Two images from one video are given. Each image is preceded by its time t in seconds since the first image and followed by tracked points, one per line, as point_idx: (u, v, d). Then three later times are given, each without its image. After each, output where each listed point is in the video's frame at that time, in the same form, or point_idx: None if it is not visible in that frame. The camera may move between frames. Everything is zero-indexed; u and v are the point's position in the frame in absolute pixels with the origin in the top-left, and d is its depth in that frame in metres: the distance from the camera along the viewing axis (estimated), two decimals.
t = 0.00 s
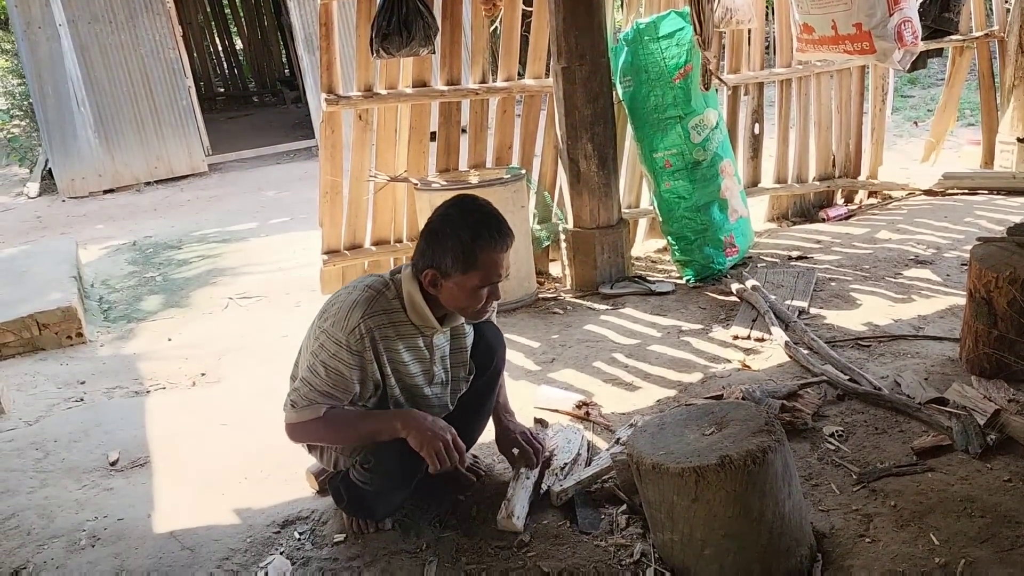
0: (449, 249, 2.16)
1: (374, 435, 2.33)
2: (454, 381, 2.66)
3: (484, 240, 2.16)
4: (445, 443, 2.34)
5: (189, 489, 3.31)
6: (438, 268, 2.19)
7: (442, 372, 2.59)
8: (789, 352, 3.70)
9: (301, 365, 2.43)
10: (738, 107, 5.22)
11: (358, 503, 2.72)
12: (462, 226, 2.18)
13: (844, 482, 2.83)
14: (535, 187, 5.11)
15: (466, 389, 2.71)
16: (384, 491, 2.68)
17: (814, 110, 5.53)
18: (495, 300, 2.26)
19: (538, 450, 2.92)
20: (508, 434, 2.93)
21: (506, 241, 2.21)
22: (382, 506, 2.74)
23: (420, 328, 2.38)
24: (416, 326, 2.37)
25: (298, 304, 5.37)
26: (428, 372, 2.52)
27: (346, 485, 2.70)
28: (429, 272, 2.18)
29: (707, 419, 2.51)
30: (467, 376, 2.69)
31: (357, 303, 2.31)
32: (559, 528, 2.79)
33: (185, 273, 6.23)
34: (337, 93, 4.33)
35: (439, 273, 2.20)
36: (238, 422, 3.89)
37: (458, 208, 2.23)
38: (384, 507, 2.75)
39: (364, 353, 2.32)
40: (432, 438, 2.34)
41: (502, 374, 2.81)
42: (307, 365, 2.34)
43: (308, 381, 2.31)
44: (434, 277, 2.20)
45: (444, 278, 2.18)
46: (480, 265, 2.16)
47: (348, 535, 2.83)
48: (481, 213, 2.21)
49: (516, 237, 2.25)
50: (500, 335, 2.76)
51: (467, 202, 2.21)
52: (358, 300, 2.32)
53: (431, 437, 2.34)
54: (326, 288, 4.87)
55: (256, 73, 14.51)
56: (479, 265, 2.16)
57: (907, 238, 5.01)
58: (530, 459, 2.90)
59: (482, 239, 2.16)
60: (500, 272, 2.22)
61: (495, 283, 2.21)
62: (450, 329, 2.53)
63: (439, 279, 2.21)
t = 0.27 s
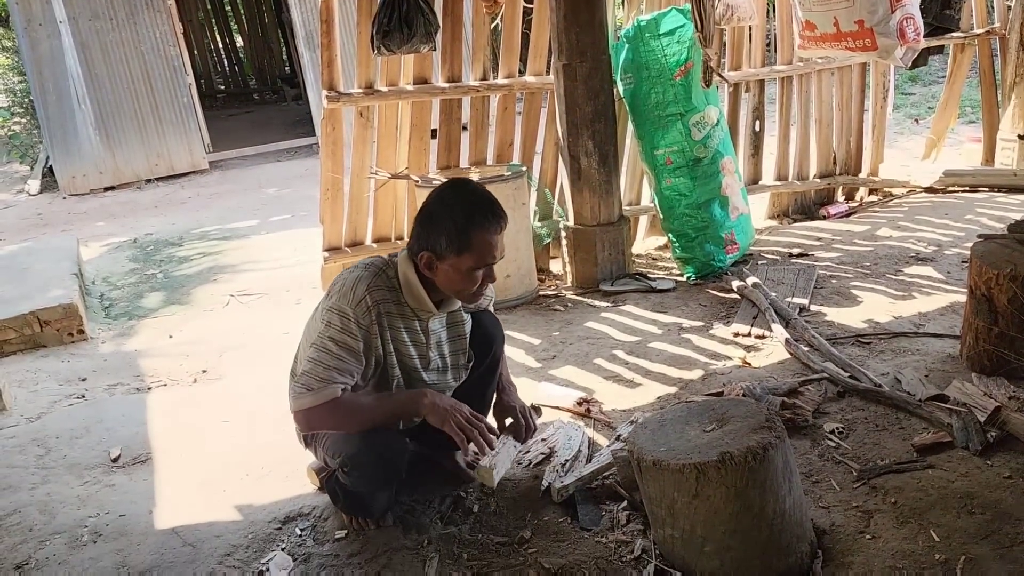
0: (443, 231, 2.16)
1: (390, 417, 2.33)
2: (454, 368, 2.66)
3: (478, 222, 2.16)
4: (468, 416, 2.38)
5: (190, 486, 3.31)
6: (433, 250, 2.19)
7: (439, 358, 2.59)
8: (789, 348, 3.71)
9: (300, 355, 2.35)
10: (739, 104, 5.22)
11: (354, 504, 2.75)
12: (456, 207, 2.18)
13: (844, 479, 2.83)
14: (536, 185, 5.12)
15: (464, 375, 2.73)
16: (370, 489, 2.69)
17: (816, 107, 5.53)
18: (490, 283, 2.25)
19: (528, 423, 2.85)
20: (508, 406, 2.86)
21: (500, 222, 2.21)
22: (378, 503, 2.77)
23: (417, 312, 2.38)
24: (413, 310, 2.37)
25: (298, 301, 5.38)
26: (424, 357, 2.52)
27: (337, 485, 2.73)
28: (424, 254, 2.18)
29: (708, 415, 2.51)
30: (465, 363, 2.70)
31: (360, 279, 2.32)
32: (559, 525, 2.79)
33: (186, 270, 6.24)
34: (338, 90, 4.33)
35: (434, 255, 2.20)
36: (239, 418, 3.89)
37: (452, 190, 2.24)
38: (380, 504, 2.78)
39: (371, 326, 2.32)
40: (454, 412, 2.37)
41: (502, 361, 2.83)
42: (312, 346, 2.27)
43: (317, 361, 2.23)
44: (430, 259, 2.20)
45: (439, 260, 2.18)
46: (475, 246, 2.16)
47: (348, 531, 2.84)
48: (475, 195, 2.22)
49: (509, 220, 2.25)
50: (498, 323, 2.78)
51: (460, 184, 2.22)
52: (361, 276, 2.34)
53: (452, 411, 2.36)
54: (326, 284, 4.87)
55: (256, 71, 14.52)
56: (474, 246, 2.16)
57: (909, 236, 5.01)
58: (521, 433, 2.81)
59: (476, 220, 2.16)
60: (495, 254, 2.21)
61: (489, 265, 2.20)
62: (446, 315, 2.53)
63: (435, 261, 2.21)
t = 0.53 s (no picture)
0: (440, 220, 2.17)
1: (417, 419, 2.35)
2: (454, 360, 2.65)
3: (474, 209, 2.17)
4: (490, 415, 2.45)
5: (192, 486, 3.32)
6: (430, 239, 2.20)
7: (439, 349, 2.58)
8: (790, 348, 3.72)
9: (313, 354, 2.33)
10: (740, 104, 5.22)
11: (353, 507, 2.78)
12: (452, 196, 2.19)
13: (844, 479, 2.84)
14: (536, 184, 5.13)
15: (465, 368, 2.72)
16: (364, 490, 2.71)
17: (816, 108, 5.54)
18: (488, 270, 2.26)
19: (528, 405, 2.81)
20: (510, 383, 2.81)
21: (497, 209, 2.21)
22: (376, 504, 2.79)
23: (418, 303, 2.38)
24: (414, 301, 2.37)
25: (300, 301, 5.38)
26: (424, 349, 2.51)
27: (335, 487, 2.76)
28: (422, 242, 2.19)
29: (708, 415, 2.52)
30: (466, 356, 2.70)
31: (362, 271, 2.33)
32: (561, 525, 2.80)
33: (187, 270, 6.24)
34: (339, 90, 4.34)
35: (432, 244, 2.21)
36: (241, 419, 3.90)
37: (447, 179, 2.25)
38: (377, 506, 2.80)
39: (379, 317, 2.32)
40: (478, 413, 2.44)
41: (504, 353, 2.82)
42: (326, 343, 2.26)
43: (335, 358, 2.22)
44: (427, 248, 2.21)
45: (437, 249, 2.19)
46: (472, 233, 2.17)
47: (350, 531, 2.84)
48: (470, 183, 2.23)
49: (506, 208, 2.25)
50: (497, 316, 2.77)
51: (456, 172, 2.22)
52: (362, 268, 2.34)
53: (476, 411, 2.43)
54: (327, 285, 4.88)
55: (257, 71, 14.54)
56: (471, 234, 2.16)
57: (910, 236, 5.01)
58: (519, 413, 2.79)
59: (472, 207, 2.17)
60: (492, 242, 2.22)
61: (487, 252, 2.21)
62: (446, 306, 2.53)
63: (433, 250, 2.22)
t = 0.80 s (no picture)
0: (439, 224, 2.17)
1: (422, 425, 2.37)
2: (454, 360, 2.65)
3: (473, 214, 2.17)
4: (492, 422, 2.49)
5: (194, 487, 3.32)
6: (429, 243, 2.20)
7: (440, 349, 2.58)
8: (790, 349, 3.72)
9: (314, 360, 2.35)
10: (740, 105, 5.23)
11: (356, 510, 2.77)
12: (450, 200, 2.19)
13: (845, 481, 2.84)
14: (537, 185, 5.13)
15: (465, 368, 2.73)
16: (369, 493, 2.70)
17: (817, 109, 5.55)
18: (486, 274, 2.27)
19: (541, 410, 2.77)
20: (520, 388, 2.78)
21: (495, 213, 2.22)
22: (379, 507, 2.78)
23: (416, 305, 2.38)
24: (412, 304, 2.37)
25: (300, 302, 5.39)
26: (425, 350, 2.51)
27: (337, 489, 2.76)
28: (420, 246, 2.19)
29: (709, 417, 2.52)
30: (466, 356, 2.71)
31: (361, 276, 2.33)
32: (561, 527, 2.80)
33: (188, 271, 6.25)
34: (340, 92, 4.35)
35: (430, 248, 2.21)
36: (242, 420, 3.90)
37: (446, 182, 2.25)
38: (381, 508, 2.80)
39: (378, 321, 2.33)
40: (481, 418, 2.47)
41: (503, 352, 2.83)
42: (326, 350, 2.27)
43: (335, 365, 2.23)
44: (426, 252, 2.20)
45: (436, 252, 2.19)
46: (470, 236, 2.17)
47: (351, 533, 2.85)
48: (469, 187, 2.23)
49: (503, 211, 2.26)
50: (496, 315, 2.77)
51: (454, 176, 2.23)
52: (360, 272, 2.34)
53: (479, 418, 2.47)
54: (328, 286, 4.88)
55: (258, 72, 14.56)
56: (469, 237, 2.17)
57: (910, 236, 5.01)
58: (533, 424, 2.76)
59: (471, 211, 2.17)
60: (490, 245, 2.22)
61: (486, 256, 2.21)
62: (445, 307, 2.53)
63: (431, 254, 2.22)
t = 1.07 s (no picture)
0: (435, 232, 2.17)
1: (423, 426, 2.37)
2: (452, 365, 2.66)
3: (470, 222, 2.17)
4: (495, 420, 2.47)
5: (194, 489, 3.33)
6: (425, 250, 2.20)
7: (436, 354, 2.58)
8: (790, 352, 3.72)
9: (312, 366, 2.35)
10: (740, 107, 5.23)
11: (356, 511, 2.77)
12: (447, 207, 2.18)
13: (844, 483, 2.84)
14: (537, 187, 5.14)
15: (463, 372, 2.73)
16: (370, 495, 2.70)
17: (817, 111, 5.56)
18: (482, 281, 2.26)
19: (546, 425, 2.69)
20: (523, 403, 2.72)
21: (492, 221, 2.21)
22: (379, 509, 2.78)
23: (412, 310, 2.39)
24: (408, 308, 2.38)
25: (300, 304, 5.39)
26: (422, 355, 2.52)
27: (338, 490, 2.75)
28: (416, 253, 2.19)
29: (708, 420, 2.52)
30: (464, 360, 2.71)
31: (357, 280, 2.33)
32: (561, 529, 2.81)
33: (188, 273, 6.25)
34: (340, 94, 4.36)
35: (427, 255, 2.21)
36: (242, 422, 3.90)
37: (444, 189, 2.24)
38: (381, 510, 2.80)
39: (375, 325, 2.34)
40: (483, 416, 2.46)
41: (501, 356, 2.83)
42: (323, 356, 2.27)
43: (334, 371, 2.24)
44: (422, 259, 2.21)
45: (432, 260, 2.19)
46: (467, 245, 2.17)
47: (351, 535, 2.85)
48: (467, 195, 2.22)
49: (501, 219, 2.25)
50: (494, 318, 2.77)
51: (452, 183, 2.22)
52: (357, 277, 2.35)
53: (481, 416, 2.46)
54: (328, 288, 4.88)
55: (258, 72, 14.58)
56: (466, 246, 2.16)
57: (910, 238, 5.02)
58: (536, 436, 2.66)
59: (468, 219, 2.16)
60: (487, 254, 2.22)
61: (482, 264, 2.21)
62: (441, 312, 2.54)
63: (427, 261, 2.22)
